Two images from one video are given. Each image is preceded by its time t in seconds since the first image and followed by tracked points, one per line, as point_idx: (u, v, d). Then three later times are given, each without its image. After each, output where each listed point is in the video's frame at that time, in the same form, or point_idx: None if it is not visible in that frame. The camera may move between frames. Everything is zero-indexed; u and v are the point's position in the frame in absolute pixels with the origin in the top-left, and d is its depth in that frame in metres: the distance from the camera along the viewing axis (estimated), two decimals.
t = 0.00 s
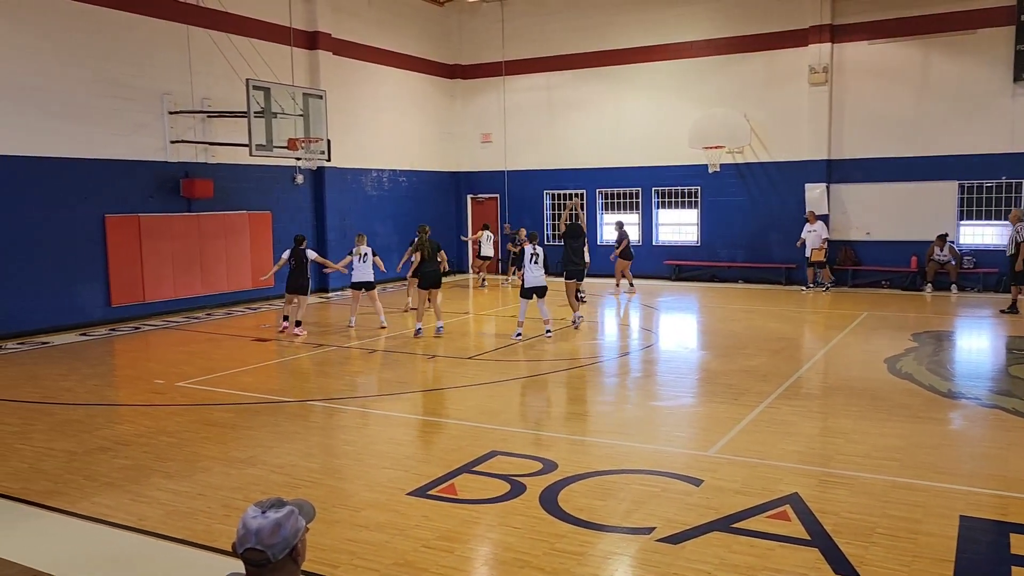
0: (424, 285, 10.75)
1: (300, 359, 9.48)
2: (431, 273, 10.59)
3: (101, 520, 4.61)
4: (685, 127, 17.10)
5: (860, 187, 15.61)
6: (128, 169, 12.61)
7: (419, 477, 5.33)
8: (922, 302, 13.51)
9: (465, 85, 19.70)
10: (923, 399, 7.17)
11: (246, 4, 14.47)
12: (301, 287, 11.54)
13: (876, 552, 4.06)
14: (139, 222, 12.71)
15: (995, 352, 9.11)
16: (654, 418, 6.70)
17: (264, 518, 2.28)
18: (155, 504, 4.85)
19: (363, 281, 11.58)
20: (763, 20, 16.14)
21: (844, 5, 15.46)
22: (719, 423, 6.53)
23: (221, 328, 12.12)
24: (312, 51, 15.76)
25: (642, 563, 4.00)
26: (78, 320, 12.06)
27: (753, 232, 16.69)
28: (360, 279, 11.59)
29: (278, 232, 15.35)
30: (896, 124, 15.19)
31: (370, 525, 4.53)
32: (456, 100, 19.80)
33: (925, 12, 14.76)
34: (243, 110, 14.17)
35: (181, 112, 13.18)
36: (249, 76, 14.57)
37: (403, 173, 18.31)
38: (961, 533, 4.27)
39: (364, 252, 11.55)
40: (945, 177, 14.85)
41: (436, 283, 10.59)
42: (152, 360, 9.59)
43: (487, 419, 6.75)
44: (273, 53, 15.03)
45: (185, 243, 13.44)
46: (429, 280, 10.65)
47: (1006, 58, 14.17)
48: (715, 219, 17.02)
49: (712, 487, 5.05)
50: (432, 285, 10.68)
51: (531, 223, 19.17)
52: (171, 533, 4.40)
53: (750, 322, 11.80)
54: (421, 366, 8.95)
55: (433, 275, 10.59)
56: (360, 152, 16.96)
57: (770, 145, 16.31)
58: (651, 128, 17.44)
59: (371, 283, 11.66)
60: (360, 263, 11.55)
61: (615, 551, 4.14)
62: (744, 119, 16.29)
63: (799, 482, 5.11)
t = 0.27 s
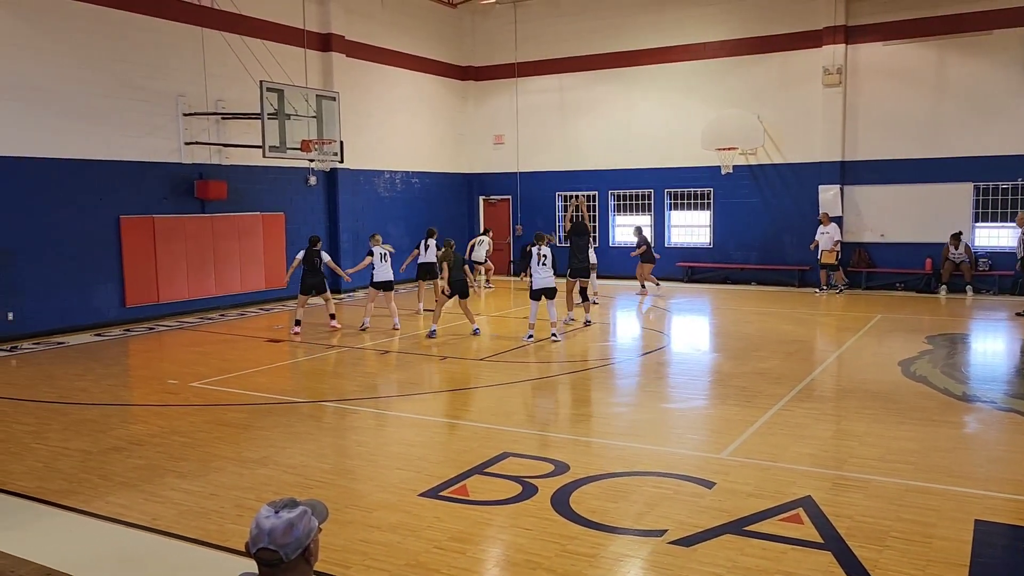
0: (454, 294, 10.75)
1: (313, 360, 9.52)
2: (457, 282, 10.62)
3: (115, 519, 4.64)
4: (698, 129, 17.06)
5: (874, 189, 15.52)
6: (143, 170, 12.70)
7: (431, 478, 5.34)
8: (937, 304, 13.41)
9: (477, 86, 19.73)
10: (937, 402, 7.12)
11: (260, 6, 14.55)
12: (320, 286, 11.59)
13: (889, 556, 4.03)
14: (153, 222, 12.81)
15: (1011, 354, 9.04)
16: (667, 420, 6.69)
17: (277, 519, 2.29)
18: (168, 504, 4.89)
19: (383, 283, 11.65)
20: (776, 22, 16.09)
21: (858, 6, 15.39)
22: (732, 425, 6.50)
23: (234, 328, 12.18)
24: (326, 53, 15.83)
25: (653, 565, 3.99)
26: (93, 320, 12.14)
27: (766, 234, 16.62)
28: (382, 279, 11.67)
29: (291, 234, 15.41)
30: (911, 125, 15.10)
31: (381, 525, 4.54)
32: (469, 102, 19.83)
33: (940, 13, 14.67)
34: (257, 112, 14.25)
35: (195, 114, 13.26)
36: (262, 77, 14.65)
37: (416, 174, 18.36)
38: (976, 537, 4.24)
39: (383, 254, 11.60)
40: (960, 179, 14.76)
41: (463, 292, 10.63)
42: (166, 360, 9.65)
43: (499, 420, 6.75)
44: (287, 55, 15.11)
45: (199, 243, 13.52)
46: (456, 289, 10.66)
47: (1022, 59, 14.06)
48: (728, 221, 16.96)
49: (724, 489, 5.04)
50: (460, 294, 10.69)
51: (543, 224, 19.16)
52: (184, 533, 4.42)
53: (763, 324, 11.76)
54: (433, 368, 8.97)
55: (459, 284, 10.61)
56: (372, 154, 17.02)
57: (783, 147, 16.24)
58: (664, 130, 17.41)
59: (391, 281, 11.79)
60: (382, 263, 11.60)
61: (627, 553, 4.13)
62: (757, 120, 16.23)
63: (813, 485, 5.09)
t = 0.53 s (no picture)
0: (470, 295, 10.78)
1: (322, 360, 9.54)
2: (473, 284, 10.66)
3: (126, 519, 4.66)
4: (708, 130, 17.03)
5: (884, 190, 15.46)
6: (154, 171, 12.76)
7: (439, 479, 5.35)
8: (948, 307, 13.34)
9: (487, 88, 19.75)
10: (948, 404, 7.08)
11: (270, 8, 14.60)
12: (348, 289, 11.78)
13: (900, 559, 4.01)
14: (164, 223, 12.86)
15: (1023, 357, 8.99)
16: (676, 422, 6.67)
17: (287, 519, 2.29)
18: (178, 504, 4.90)
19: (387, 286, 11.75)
20: (786, 23, 16.05)
21: (869, 7, 15.33)
22: (741, 427, 6.49)
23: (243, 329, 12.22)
24: (336, 54, 15.87)
25: (662, 567, 3.98)
26: (104, 320, 12.21)
27: (776, 235, 16.58)
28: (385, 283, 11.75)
29: (301, 235, 15.46)
30: (923, 126, 15.02)
31: (390, 526, 4.55)
32: (478, 104, 19.85)
33: (952, 13, 14.60)
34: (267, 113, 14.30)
35: (206, 115, 13.32)
36: (272, 79, 14.70)
37: (425, 176, 18.39)
38: (988, 540, 4.22)
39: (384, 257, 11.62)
40: (972, 180, 14.68)
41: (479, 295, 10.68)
42: (176, 360, 9.69)
43: (508, 422, 6.75)
44: (297, 57, 15.16)
45: (209, 244, 13.57)
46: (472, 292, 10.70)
47: None
48: (737, 222, 16.92)
49: (733, 492, 5.03)
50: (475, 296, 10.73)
51: (552, 226, 19.16)
52: (194, 533, 4.44)
53: (773, 326, 11.73)
54: (442, 369, 8.98)
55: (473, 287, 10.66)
56: (382, 155, 17.06)
57: (794, 148, 16.19)
58: (674, 131, 17.38)
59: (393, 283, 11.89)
60: (385, 268, 11.63)
61: (635, 555, 4.13)
62: (767, 121, 16.19)
63: (822, 488, 5.07)
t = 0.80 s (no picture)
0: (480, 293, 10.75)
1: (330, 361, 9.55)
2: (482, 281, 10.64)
3: (134, 518, 4.68)
4: (715, 131, 17.00)
5: (893, 192, 15.41)
6: (162, 172, 12.81)
7: (446, 479, 5.35)
8: (957, 308, 13.28)
9: (494, 89, 19.77)
10: (957, 406, 7.05)
11: (279, 9, 14.64)
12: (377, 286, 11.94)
13: (908, 561, 4.00)
14: (172, 224, 12.91)
15: None
16: (683, 423, 6.66)
17: (294, 519, 2.29)
18: (187, 504, 4.92)
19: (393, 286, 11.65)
20: (794, 24, 16.01)
21: (877, 8, 15.28)
22: (749, 429, 6.48)
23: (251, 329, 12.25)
24: (343, 55, 15.90)
25: (669, 569, 3.97)
26: (113, 320, 12.26)
27: (784, 237, 16.53)
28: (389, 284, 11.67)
29: (309, 235, 15.50)
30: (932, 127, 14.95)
31: (397, 527, 4.55)
32: (486, 105, 19.87)
33: (961, 14, 14.54)
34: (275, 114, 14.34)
35: (214, 116, 13.37)
36: (281, 80, 14.73)
37: (432, 176, 18.41)
38: (997, 543, 4.19)
39: (388, 256, 11.63)
40: (981, 181, 14.62)
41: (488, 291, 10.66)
42: (185, 360, 9.71)
43: (515, 423, 6.75)
44: (305, 58, 15.20)
45: (217, 245, 13.61)
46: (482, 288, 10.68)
47: None
48: (745, 223, 16.88)
49: (741, 493, 5.01)
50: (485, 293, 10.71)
51: (560, 227, 19.15)
52: (202, 533, 4.45)
53: (781, 327, 11.69)
54: (449, 369, 8.98)
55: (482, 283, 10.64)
56: (390, 156, 17.08)
57: (802, 148, 16.14)
58: (681, 132, 17.36)
59: (400, 284, 11.73)
60: (387, 267, 11.61)
61: (642, 556, 4.12)
62: (775, 122, 16.16)
63: (830, 490, 5.05)
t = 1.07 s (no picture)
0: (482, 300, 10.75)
1: (336, 362, 9.56)
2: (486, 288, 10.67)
3: (141, 518, 4.69)
4: (721, 132, 16.97)
5: (900, 193, 15.36)
6: (169, 173, 12.85)
7: (452, 480, 5.36)
8: (964, 310, 13.22)
9: (500, 89, 19.78)
10: (965, 408, 7.01)
11: (285, 10, 14.68)
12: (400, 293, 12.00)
13: (914, 564, 3.98)
14: (179, 225, 12.95)
15: None
16: (689, 425, 6.65)
17: (298, 520, 2.29)
18: (193, 504, 4.93)
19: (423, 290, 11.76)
20: (800, 25, 15.98)
21: (884, 8, 15.24)
22: (756, 430, 6.47)
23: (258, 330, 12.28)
24: (350, 57, 15.93)
25: (675, 570, 3.96)
26: (120, 321, 12.30)
27: (790, 238, 16.49)
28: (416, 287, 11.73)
29: (315, 236, 15.53)
30: (939, 128, 14.91)
31: (403, 527, 4.55)
32: (492, 106, 19.89)
33: (969, 14, 14.49)
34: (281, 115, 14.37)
35: (221, 117, 13.40)
36: (287, 81, 14.77)
37: (438, 178, 18.43)
38: (1005, 546, 4.17)
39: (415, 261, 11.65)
40: (988, 183, 14.57)
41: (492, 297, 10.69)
42: (191, 361, 9.74)
43: (521, 423, 6.75)
44: (312, 59, 15.24)
45: (224, 245, 13.65)
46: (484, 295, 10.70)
47: None
48: (751, 224, 16.85)
49: (747, 495, 5.00)
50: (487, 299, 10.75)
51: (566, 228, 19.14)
52: (208, 533, 4.46)
53: (787, 329, 11.66)
54: (455, 370, 8.98)
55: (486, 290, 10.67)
56: (396, 157, 17.11)
57: (808, 150, 16.11)
58: (688, 132, 17.33)
59: (428, 288, 11.81)
60: (416, 272, 11.66)
61: (648, 558, 4.11)
62: (782, 123, 16.13)
63: (837, 492, 5.04)
